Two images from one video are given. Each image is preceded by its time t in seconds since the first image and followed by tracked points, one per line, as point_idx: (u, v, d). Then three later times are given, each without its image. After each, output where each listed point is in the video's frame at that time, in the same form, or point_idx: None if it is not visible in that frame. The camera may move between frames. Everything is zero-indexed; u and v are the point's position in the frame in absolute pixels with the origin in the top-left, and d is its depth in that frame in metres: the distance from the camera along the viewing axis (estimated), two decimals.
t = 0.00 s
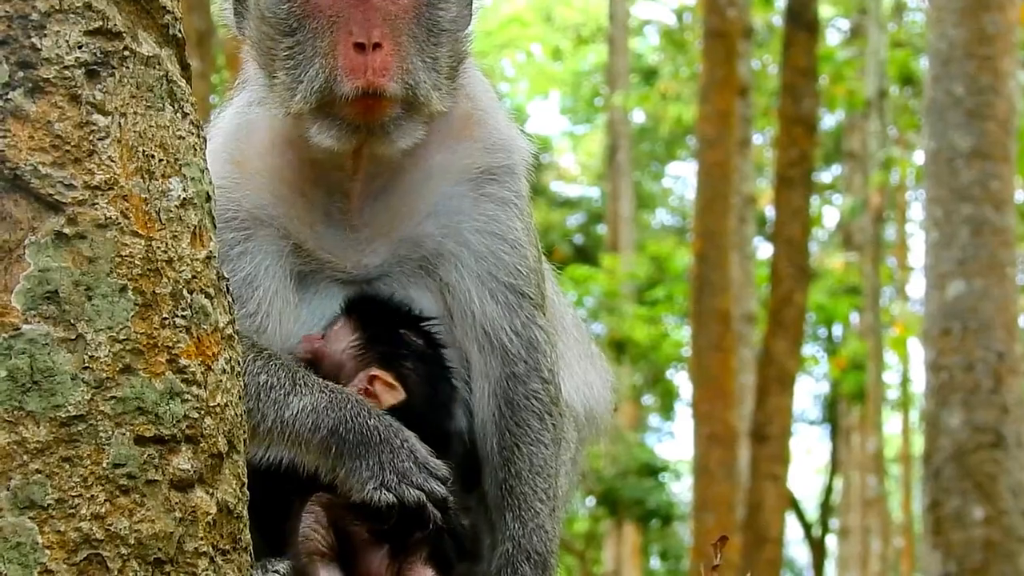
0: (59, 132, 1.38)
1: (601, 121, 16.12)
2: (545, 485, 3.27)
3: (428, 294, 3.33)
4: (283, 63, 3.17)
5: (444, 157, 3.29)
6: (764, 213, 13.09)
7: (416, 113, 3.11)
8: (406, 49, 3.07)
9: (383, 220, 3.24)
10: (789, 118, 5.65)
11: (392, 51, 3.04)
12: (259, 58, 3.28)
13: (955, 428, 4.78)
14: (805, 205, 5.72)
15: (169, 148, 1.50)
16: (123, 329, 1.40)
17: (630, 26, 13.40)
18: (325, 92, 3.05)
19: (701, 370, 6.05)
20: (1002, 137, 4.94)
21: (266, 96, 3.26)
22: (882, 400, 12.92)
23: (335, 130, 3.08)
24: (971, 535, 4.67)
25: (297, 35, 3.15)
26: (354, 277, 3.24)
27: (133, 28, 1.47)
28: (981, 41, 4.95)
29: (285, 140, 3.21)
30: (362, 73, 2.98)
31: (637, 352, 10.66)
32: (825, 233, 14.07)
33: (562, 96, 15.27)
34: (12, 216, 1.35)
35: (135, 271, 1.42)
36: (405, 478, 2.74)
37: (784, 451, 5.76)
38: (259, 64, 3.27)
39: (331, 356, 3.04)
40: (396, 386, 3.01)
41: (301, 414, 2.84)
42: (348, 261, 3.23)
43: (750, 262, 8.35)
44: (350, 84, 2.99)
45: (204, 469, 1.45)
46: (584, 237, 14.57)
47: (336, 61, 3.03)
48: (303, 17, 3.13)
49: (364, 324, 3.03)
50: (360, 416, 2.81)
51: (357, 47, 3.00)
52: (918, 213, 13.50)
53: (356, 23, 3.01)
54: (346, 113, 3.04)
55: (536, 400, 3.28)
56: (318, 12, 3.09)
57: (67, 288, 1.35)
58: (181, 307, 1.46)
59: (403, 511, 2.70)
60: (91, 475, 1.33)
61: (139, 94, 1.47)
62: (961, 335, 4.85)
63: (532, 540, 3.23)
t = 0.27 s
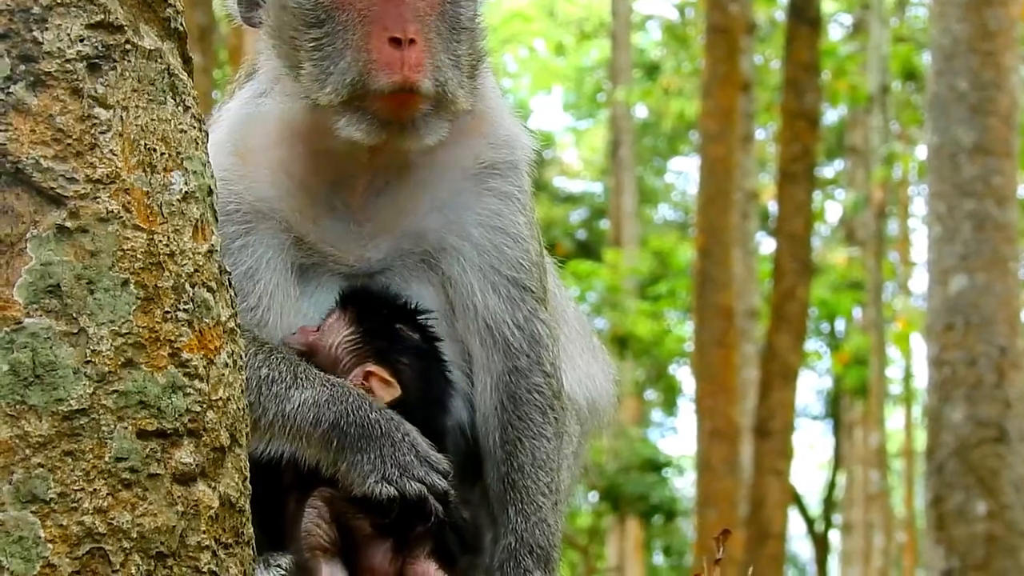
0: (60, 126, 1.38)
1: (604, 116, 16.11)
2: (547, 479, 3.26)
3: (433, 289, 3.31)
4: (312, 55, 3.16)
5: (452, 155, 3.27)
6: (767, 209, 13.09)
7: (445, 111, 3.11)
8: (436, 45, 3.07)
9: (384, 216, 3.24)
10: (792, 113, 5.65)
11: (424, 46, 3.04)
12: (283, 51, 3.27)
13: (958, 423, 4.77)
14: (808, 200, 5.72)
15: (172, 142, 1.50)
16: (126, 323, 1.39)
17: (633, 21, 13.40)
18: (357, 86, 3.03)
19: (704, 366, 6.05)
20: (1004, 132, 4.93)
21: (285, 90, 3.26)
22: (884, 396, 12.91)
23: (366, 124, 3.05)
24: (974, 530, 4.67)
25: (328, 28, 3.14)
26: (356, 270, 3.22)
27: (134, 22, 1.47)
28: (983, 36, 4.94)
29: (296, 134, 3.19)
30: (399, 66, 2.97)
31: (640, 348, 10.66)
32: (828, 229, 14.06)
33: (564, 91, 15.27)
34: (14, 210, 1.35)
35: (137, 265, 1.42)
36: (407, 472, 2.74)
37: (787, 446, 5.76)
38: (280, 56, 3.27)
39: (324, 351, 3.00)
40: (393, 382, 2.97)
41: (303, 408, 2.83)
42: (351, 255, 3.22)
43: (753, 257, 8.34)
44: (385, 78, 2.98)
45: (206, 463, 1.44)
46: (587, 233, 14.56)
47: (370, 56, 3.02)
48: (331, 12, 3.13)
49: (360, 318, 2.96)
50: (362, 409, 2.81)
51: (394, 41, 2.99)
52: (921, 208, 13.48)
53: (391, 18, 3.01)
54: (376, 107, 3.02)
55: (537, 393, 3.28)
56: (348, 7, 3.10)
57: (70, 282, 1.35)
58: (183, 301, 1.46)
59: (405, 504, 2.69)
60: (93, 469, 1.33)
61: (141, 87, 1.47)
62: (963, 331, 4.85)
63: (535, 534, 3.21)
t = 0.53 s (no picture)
0: (61, 117, 1.38)
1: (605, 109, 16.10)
2: (546, 471, 3.26)
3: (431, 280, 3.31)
4: (373, 40, 3.05)
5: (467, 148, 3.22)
6: (767, 202, 13.10)
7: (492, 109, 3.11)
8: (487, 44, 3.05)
9: (388, 205, 3.21)
10: (793, 106, 5.65)
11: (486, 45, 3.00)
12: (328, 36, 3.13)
13: (958, 417, 4.77)
14: (808, 194, 5.72)
15: (172, 135, 1.50)
16: (125, 315, 1.39)
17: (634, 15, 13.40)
18: (432, 76, 2.95)
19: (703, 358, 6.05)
20: (1005, 125, 4.93)
21: (311, 76, 3.15)
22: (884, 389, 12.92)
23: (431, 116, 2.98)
24: (973, 523, 4.67)
25: (393, 15, 3.04)
26: (355, 262, 3.21)
27: (136, 14, 1.47)
28: (984, 30, 4.94)
29: (311, 127, 3.16)
30: (478, 58, 2.91)
31: (640, 341, 10.66)
32: (828, 222, 14.06)
33: (565, 84, 15.28)
34: (14, 202, 1.35)
35: (137, 257, 1.41)
36: (409, 464, 2.73)
37: (786, 439, 5.76)
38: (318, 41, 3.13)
39: (339, 339, 3.02)
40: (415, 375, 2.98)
41: (304, 400, 2.83)
42: (354, 244, 3.20)
43: (752, 250, 8.35)
44: (464, 69, 2.91)
45: (206, 454, 1.44)
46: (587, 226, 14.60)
47: (447, 46, 2.94)
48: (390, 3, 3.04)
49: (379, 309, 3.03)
50: (365, 400, 2.80)
51: (471, 32, 2.92)
52: (921, 202, 13.48)
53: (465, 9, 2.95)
54: (449, 98, 2.95)
55: (537, 385, 3.29)
56: None
57: (70, 273, 1.35)
58: (183, 293, 1.46)
59: (407, 496, 2.69)
60: (93, 460, 1.32)
61: (141, 78, 1.46)
62: (963, 324, 4.85)
63: (535, 526, 3.22)
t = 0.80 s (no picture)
0: (62, 109, 1.38)
1: (604, 101, 16.08)
2: (547, 465, 3.25)
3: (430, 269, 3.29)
4: (405, 29, 3.13)
5: (479, 139, 3.26)
6: (767, 194, 13.09)
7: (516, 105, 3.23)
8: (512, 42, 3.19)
9: (394, 194, 3.22)
10: (794, 99, 5.64)
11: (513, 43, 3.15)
12: (354, 25, 3.18)
13: (957, 409, 4.78)
14: (808, 186, 5.72)
15: (174, 127, 1.50)
16: (126, 307, 1.39)
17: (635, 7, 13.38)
18: (467, 67, 3.06)
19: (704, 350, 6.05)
20: (1005, 118, 4.93)
21: (325, 66, 3.18)
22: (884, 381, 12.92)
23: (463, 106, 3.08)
24: (973, 516, 4.68)
25: (426, 6, 3.14)
26: (357, 254, 3.21)
27: (137, 7, 1.47)
28: (984, 22, 4.93)
29: (322, 117, 3.18)
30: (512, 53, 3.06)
31: (640, 333, 10.66)
32: (828, 214, 14.05)
33: (565, 76, 15.26)
34: (15, 194, 1.35)
35: (138, 250, 1.41)
36: (414, 456, 2.75)
37: (786, 431, 5.76)
38: (342, 32, 3.17)
39: (360, 330, 2.99)
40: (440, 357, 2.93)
41: (308, 392, 2.81)
42: (358, 234, 3.21)
43: (753, 242, 8.34)
44: (499, 61, 3.04)
45: (206, 447, 1.44)
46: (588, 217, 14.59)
47: (482, 39, 3.07)
48: None
49: (400, 299, 3.03)
50: (368, 393, 2.81)
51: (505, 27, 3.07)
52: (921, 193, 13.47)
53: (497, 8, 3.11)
54: (481, 90, 3.05)
55: (538, 378, 3.28)
56: None
57: (72, 266, 1.35)
58: (185, 285, 1.46)
59: (412, 488, 2.71)
60: (93, 453, 1.33)
61: (143, 71, 1.46)
62: (963, 317, 4.85)
63: (536, 520, 3.20)
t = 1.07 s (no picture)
0: (63, 104, 1.37)
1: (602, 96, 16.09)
2: (547, 460, 3.24)
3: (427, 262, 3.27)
4: (414, 26, 3.17)
5: (482, 135, 3.27)
6: (765, 189, 13.09)
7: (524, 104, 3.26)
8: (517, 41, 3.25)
9: (395, 188, 3.22)
10: (792, 94, 5.65)
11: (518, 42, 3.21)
12: (361, 21, 3.20)
13: (955, 405, 4.78)
14: (805, 181, 5.72)
15: (174, 122, 1.50)
16: (127, 302, 1.39)
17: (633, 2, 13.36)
18: (475, 64, 3.11)
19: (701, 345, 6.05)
20: (1003, 113, 4.93)
21: (330, 62, 3.19)
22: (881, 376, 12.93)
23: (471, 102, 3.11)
24: (970, 510, 4.68)
25: (435, 4, 3.19)
26: (356, 248, 3.18)
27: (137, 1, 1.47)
28: (982, 18, 4.93)
29: (325, 111, 3.19)
30: (520, 51, 3.11)
31: (638, 329, 10.66)
32: (825, 210, 14.06)
33: (563, 71, 15.25)
34: (16, 188, 1.34)
35: (139, 245, 1.41)
36: (413, 451, 2.73)
37: (784, 427, 5.77)
38: (349, 27, 3.19)
39: (355, 329, 2.96)
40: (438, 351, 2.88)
41: (309, 387, 2.82)
42: (358, 229, 3.19)
43: (750, 237, 8.33)
44: (507, 59, 3.10)
45: (207, 442, 1.44)
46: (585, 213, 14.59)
47: (490, 36, 3.12)
48: None
49: (392, 294, 2.98)
50: (369, 387, 2.80)
51: (512, 25, 3.13)
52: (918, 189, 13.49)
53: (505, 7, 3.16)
54: (489, 87, 3.09)
55: (538, 374, 3.27)
56: None
57: (72, 261, 1.35)
58: (185, 280, 1.46)
59: (412, 483, 2.68)
60: (94, 448, 1.32)
61: (144, 66, 1.46)
62: (961, 312, 4.85)
63: (536, 515, 3.19)
